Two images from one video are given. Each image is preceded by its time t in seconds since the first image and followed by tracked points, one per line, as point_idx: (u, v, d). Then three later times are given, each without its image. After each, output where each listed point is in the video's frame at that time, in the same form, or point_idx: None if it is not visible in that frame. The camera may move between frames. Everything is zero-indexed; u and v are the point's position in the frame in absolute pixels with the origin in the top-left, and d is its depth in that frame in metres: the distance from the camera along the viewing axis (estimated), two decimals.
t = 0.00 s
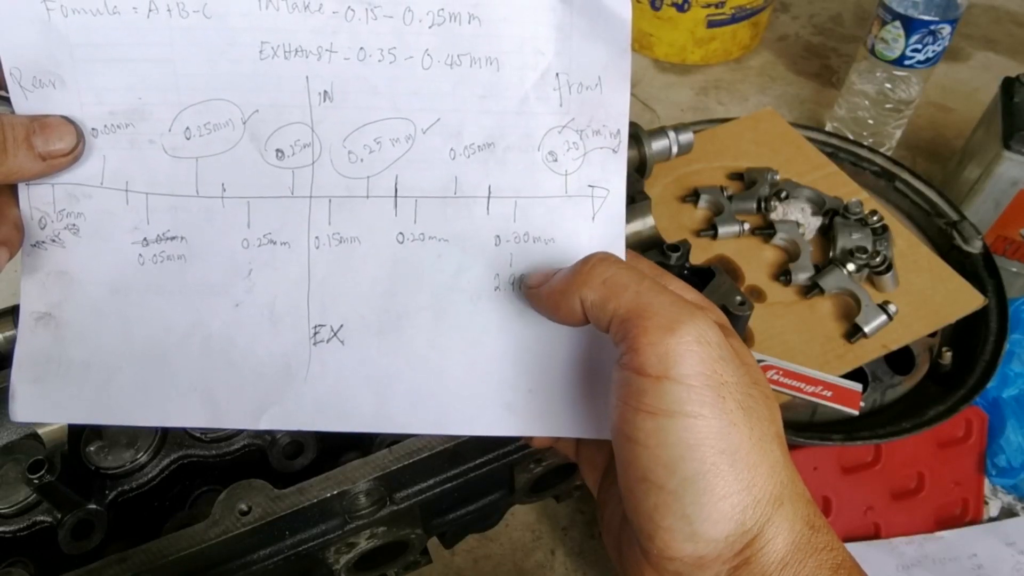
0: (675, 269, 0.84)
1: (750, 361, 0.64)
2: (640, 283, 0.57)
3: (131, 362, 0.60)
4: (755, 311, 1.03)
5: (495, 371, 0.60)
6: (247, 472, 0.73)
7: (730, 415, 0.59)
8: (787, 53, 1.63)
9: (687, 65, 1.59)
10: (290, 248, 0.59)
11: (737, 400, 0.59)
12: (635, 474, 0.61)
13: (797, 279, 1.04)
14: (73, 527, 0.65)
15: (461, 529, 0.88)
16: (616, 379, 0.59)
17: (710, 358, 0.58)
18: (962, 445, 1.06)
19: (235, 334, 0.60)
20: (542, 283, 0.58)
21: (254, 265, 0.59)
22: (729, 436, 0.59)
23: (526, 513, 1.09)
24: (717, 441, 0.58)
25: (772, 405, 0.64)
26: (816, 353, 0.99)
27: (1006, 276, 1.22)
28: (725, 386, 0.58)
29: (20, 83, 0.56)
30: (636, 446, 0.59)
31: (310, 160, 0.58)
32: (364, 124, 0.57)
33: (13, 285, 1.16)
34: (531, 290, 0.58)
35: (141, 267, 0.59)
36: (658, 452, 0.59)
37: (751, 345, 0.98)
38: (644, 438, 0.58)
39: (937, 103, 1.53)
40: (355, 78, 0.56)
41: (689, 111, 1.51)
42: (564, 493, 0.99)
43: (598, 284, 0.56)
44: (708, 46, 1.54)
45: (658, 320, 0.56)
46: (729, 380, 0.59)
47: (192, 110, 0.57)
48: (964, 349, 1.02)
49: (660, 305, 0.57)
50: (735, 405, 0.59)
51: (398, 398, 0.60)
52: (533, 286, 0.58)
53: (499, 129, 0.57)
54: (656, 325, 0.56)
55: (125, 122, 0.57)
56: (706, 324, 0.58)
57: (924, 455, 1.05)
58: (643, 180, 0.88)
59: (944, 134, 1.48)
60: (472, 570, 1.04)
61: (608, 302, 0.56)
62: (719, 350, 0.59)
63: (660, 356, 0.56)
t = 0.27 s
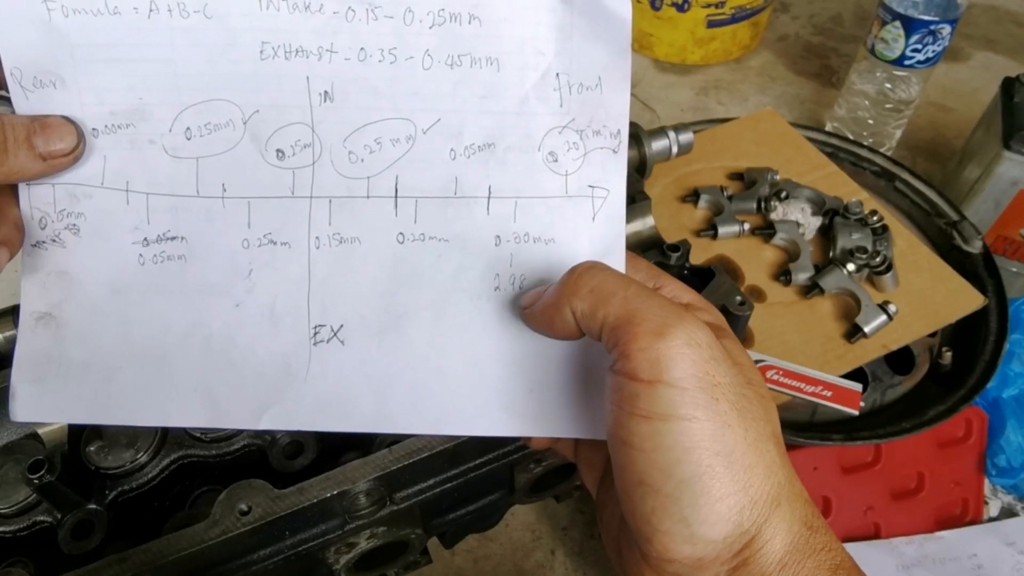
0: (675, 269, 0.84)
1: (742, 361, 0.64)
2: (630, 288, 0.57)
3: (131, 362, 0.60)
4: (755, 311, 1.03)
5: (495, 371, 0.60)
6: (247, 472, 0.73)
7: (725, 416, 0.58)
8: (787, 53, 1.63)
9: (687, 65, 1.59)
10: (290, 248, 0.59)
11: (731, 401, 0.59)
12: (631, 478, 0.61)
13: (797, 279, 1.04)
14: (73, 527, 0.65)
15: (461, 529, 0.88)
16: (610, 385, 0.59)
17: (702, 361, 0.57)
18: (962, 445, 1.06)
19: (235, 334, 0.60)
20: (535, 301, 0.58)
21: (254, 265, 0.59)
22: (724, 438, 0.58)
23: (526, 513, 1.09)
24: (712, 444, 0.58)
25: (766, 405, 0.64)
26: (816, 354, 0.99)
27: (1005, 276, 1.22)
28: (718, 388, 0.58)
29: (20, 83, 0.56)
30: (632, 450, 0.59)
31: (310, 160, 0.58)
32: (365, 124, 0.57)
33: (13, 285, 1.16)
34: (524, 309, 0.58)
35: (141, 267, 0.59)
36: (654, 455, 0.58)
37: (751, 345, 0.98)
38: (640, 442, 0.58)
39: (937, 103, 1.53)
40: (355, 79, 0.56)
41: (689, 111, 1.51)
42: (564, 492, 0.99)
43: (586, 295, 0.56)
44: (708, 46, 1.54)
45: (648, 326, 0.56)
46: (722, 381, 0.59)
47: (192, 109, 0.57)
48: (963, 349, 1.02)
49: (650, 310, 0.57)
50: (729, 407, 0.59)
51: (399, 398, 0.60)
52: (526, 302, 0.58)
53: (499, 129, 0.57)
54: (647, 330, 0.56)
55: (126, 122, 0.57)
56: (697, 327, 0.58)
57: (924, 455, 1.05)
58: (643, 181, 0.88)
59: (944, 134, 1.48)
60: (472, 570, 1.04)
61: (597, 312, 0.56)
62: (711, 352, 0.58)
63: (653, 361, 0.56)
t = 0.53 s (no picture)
0: (675, 269, 0.84)
1: (733, 363, 0.64)
2: (614, 296, 0.56)
3: (131, 362, 0.60)
4: (755, 311, 1.03)
5: (496, 370, 0.60)
6: (247, 472, 0.73)
7: (714, 419, 0.58)
8: (787, 53, 1.63)
9: (687, 65, 1.59)
10: (291, 247, 0.59)
11: (721, 404, 0.59)
12: (623, 480, 0.61)
13: (798, 279, 1.04)
14: (73, 527, 0.65)
15: (461, 529, 0.88)
16: (599, 390, 0.59)
17: (689, 366, 0.57)
18: (962, 445, 1.06)
19: (235, 333, 0.60)
20: (523, 301, 0.58)
21: (254, 264, 0.59)
22: (714, 440, 0.58)
23: (526, 514, 1.09)
24: (701, 446, 0.58)
25: (758, 405, 0.63)
26: (816, 354, 0.99)
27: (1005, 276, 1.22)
28: (706, 391, 0.58)
29: (20, 83, 0.56)
30: (623, 452, 0.59)
31: (310, 158, 0.58)
32: (364, 122, 0.57)
33: (13, 285, 1.16)
34: (513, 314, 0.59)
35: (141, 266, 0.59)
36: (644, 458, 0.58)
37: (751, 345, 0.98)
38: (630, 445, 0.58)
39: (937, 103, 1.53)
40: (355, 77, 0.56)
41: (689, 111, 1.51)
42: (564, 492, 0.99)
43: (569, 304, 0.55)
44: (708, 45, 1.54)
45: (634, 334, 0.55)
46: (710, 384, 0.58)
47: (192, 107, 0.57)
48: (963, 349, 1.02)
49: (635, 317, 0.56)
50: (718, 409, 0.58)
51: (399, 398, 0.60)
52: (515, 307, 0.58)
53: (499, 127, 0.57)
54: (632, 337, 0.56)
55: (125, 121, 0.57)
56: (683, 332, 0.58)
57: (924, 455, 1.05)
58: (643, 180, 0.88)
59: (944, 134, 1.48)
60: (472, 570, 1.04)
61: (580, 320, 0.56)
62: (699, 356, 0.58)
63: (640, 366, 0.55)
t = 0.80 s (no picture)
0: (675, 269, 0.84)
1: (732, 364, 0.64)
2: (614, 294, 0.57)
3: (131, 362, 0.60)
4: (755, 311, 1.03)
5: (496, 370, 0.60)
6: (247, 472, 0.73)
7: (711, 417, 0.59)
8: (787, 53, 1.63)
9: (687, 65, 1.59)
10: (290, 246, 0.59)
11: (717, 402, 0.59)
12: (621, 478, 0.62)
13: (797, 279, 1.04)
14: (73, 527, 0.65)
15: (461, 529, 0.88)
16: (597, 387, 0.59)
17: (686, 365, 0.58)
18: (962, 445, 1.06)
19: (236, 332, 0.60)
20: (521, 282, 0.57)
21: (253, 263, 0.59)
22: (711, 437, 0.59)
23: (526, 514, 1.09)
24: (698, 444, 0.59)
25: (757, 406, 0.64)
26: (816, 354, 0.99)
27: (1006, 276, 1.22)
28: (703, 389, 0.59)
29: (20, 83, 0.56)
30: (620, 450, 0.60)
31: (309, 157, 0.58)
32: (364, 121, 0.57)
33: (13, 285, 1.16)
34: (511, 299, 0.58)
35: (140, 266, 0.59)
36: (641, 456, 0.59)
37: (751, 345, 0.98)
38: (627, 442, 0.59)
39: (937, 103, 1.53)
40: (355, 76, 0.56)
41: (689, 111, 1.51)
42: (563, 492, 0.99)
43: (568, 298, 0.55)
44: (708, 45, 1.54)
45: (631, 332, 0.57)
46: (707, 383, 0.59)
47: (192, 106, 0.57)
48: (963, 349, 1.02)
49: (633, 315, 0.57)
50: (716, 408, 0.59)
51: (399, 399, 0.60)
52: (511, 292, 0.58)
53: (499, 125, 0.57)
54: (629, 335, 0.56)
55: (125, 121, 0.57)
56: (680, 331, 0.59)
57: (924, 455, 1.05)
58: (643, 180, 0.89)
59: (944, 134, 1.48)
60: (472, 570, 1.04)
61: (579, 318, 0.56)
62: (696, 355, 0.59)
63: (638, 364, 0.56)
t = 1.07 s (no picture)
0: (675, 269, 0.84)
1: (726, 362, 0.64)
2: (607, 293, 0.57)
3: (132, 362, 0.60)
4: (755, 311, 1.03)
5: (497, 371, 0.60)
6: (247, 472, 0.73)
7: (703, 415, 0.59)
8: (787, 53, 1.63)
9: (687, 65, 1.59)
10: (290, 247, 0.59)
11: (710, 400, 0.59)
12: (616, 477, 0.61)
13: (797, 279, 1.04)
14: (73, 527, 0.65)
15: (461, 529, 0.88)
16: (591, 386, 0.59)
17: (679, 362, 0.58)
18: (962, 445, 1.06)
19: (236, 332, 0.60)
20: (521, 284, 0.58)
21: (254, 264, 0.59)
22: (704, 435, 0.59)
23: (526, 514, 1.09)
24: (692, 442, 0.59)
25: (752, 404, 0.64)
26: (816, 354, 0.99)
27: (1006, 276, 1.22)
28: (696, 388, 0.59)
29: (20, 83, 0.56)
30: (615, 448, 0.59)
31: (309, 157, 0.58)
32: (364, 121, 0.57)
33: (13, 285, 1.16)
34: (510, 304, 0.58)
35: (141, 266, 0.59)
36: (637, 455, 0.59)
37: (751, 345, 0.98)
38: (621, 440, 0.59)
39: (937, 103, 1.53)
40: (355, 76, 0.56)
41: (689, 111, 1.51)
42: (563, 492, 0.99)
43: (560, 298, 0.55)
44: (708, 45, 1.54)
45: (624, 329, 0.57)
46: (700, 381, 0.59)
47: (193, 106, 0.57)
48: (963, 349, 1.02)
49: (625, 313, 0.57)
50: (708, 405, 0.59)
51: (399, 398, 0.60)
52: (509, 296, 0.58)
53: (501, 125, 0.57)
54: (622, 334, 0.56)
55: (125, 120, 0.57)
56: (671, 329, 0.59)
57: (924, 454, 1.04)
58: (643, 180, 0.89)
59: (944, 134, 1.48)
60: (472, 570, 1.04)
61: (573, 317, 0.56)
62: (688, 354, 0.59)
63: (631, 362, 0.56)
